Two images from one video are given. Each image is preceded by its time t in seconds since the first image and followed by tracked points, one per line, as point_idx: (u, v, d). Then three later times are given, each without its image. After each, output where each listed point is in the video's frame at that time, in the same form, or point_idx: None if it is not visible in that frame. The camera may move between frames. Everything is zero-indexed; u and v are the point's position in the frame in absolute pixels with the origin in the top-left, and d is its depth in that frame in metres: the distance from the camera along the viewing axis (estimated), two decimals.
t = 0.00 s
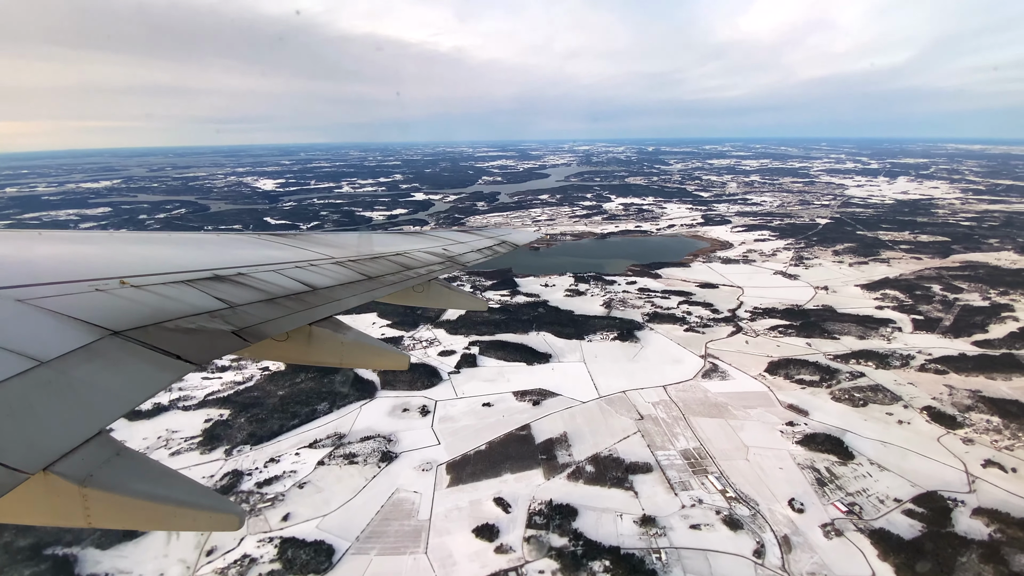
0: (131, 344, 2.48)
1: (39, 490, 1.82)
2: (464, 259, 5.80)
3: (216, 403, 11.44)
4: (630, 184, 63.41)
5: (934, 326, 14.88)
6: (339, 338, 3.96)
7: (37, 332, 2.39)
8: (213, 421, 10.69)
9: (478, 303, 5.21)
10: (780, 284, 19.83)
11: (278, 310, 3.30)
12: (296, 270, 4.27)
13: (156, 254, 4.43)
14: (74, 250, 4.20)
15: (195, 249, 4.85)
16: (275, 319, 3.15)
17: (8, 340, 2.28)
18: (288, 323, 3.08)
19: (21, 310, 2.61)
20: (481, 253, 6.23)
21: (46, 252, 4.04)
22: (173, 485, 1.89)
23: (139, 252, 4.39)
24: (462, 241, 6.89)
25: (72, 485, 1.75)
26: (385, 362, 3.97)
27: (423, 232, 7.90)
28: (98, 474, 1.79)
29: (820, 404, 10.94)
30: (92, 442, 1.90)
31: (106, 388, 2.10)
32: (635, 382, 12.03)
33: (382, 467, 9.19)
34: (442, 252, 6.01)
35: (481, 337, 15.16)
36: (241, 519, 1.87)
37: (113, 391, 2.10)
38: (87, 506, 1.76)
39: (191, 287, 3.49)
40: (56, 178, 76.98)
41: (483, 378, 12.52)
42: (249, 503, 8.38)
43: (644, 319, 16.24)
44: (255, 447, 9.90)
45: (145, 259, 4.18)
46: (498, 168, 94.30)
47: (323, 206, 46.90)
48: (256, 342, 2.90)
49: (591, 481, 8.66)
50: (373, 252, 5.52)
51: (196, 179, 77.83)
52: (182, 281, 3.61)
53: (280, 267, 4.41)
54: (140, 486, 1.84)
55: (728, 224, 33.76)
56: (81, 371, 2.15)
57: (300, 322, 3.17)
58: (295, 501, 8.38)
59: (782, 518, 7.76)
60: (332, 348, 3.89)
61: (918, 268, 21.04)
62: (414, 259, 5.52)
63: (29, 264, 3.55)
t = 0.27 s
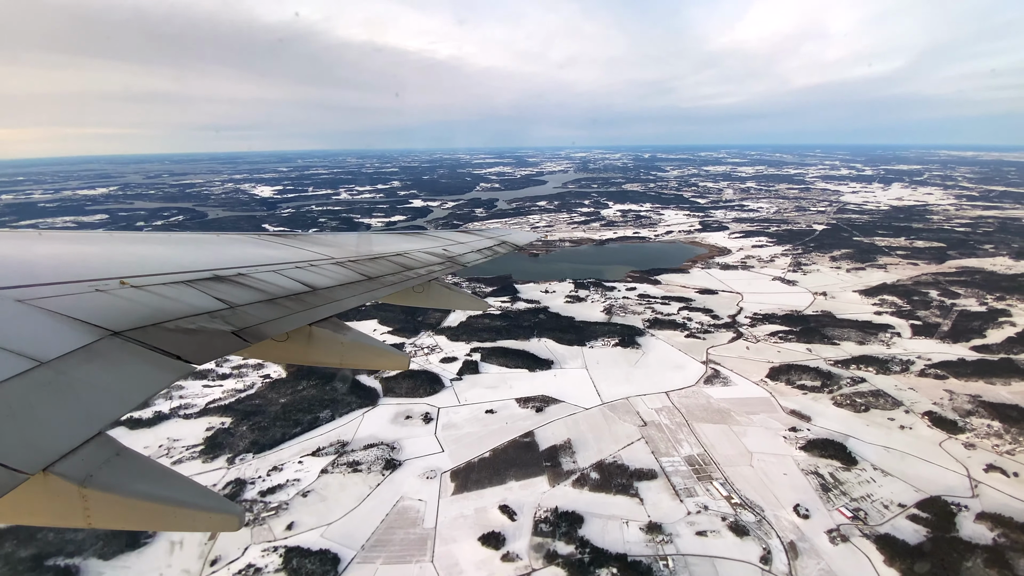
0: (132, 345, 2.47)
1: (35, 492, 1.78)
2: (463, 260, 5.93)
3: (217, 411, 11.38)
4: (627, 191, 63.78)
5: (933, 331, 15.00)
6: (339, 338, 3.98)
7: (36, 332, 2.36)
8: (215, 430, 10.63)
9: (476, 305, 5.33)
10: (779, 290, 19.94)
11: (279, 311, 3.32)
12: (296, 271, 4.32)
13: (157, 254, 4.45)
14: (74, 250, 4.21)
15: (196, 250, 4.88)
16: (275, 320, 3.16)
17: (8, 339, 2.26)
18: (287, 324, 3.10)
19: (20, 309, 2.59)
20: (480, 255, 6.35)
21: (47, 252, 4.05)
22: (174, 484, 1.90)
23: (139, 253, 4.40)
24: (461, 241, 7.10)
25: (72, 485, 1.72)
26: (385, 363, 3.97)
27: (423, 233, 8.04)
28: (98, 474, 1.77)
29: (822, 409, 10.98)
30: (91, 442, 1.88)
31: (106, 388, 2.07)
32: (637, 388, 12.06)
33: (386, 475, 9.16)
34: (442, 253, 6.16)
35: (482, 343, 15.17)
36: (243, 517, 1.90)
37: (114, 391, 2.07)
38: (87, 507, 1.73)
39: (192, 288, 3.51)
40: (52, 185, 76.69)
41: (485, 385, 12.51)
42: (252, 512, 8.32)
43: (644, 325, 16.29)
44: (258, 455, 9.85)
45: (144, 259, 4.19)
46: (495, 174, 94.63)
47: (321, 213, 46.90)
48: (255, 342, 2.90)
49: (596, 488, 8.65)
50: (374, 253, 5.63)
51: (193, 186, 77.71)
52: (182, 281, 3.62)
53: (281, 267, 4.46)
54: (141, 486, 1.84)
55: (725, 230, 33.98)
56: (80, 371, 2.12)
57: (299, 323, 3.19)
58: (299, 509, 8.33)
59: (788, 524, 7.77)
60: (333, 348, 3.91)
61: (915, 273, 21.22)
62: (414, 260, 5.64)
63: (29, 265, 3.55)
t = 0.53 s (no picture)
0: (132, 345, 2.45)
1: (33, 493, 1.77)
2: (462, 260, 6.02)
3: (219, 419, 11.32)
4: (625, 197, 64.04)
5: (931, 337, 15.11)
6: (340, 339, 4.02)
7: (35, 331, 2.35)
8: (216, 438, 10.57)
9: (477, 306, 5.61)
10: (778, 296, 20.06)
11: (279, 311, 3.34)
12: (296, 271, 4.35)
13: (156, 254, 4.46)
14: (72, 250, 4.20)
15: (195, 250, 4.90)
16: (275, 321, 3.17)
17: (5, 338, 2.23)
18: (286, 324, 3.11)
19: (19, 310, 2.58)
20: (479, 255, 6.44)
21: (46, 252, 4.06)
22: (175, 484, 1.92)
23: (138, 253, 4.41)
24: (460, 241, 7.21)
25: (71, 486, 1.72)
26: (385, 364, 4.00)
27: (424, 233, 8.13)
28: (98, 474, 1.77)
29: (824, 415, 11.02)
30: (92, 443, 1.87)
31: (106, 388, 2.05)
32: (640, 394, 12.07)
33: (390, 483, 9.12)
34: (442, 253, 6.24)
35: (484, 350, 15.17)
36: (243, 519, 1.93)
37: (114, 391, 2.06)
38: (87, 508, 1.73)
39: (191, 288, 3.52)
40: (47, 192, 76.22)
41: (488, 392, 12.49)
42: (256, 521, 8.26)
43: (645, 331, 16.34)
44: (260, 464, 9.79)
45: (143, 259, 4.19)
46: (492, 181, 94.99)
47: (319, 220, 46.82)
48: (256, 343, 2.91)
49: (601, 495, 8.64)
50: (374, 254, 5.68)
51: (190, 194, 77.41)
52: (181, 282, 3.63)
53: (281, 267, 4.50)
54: (140, 486, 1.85)
55: (723, 237, 34.17)
56: (80, 371, 2.10)
57: (298, 323, 3.20)
58: (303, 518, 8.28)
59: (794, 530, 7.78)
60: (334, 348, 3.93)
61: (912, 279, 21.41)
62: (414, 260, 5.70)
63: (29, 264, 3.55)
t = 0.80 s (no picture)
0: (132, 345, 2.49)
1: (37, 494, 1.79)
2: (462, 261, 6.10)
3: (221, 428, 11.26)
4: (622, 204, 64.21)
5: (931, 342, 15.20)
6: (340, 338, 4.06)
7: (36, 331, 2.38)
8: (218, 447, 10.51)
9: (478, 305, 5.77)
10: (777, 302, 20.14)
11: (278, 311, 3.36)
12: (297, 271, 4.39)
13: (157, 254, 4.48)
14: (73, 250, 4.22)
15: (196, 250, 4.93)
16: (275, 321, 3.20)
17: (6, 339, 2.27)
18: (286, 324, 3.13)
19: (21, 310, 2.60)
20: (480, 256, 6.53)
21: (47, 251, 4.07)
22: (174, 485, 1.93)
23: (139, 254, 4.43)
24: (460, 241, 7.32)
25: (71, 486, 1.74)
26: (385, 366, 4.04)
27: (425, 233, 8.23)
28: (98, 474, 1.79)
29: (826, 421, 11.06)
30: (91, 443, 1.90)
31: (105, 388, 2.08)
32: (643, 401, 12.07)
33: (394, 491, 9.08)
34: (442, 253, 6.32)
35: (485, 357, 15.15)
36: (241, 519, 1.92)
37: (113, 391, 2.09)
38: (86, 507, 1.75)
39: (191, 288, 3.54)
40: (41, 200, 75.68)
41: (490, 399, 12.47)
42: (260, 530, 8.21)
43: (647, 338, 16.36)
44: (263, 472, 9.75)
45: (144, 260, 4.21)
46: (490, 188, 95.20)
47: (318, 228, 46.73)
48: (255, 343, 2.93)
49: (606, 502, 8.63)
50: (375, 254, 5.74)
51: (187, 201, 77.03)
52: (181, 282, 3.65)
53: (281, 267, 4.54)
54: (139, 487, 1.86)
55: (721, 243, 34.32)
56: (80, 372, 2.13)
57: (298, 323, 3.23)
58: (308, 527, 8.23)
59: (799, 537, 7.79)
60: (334, 348, 3.96)
61: (910, 285, 21.55)
62: (414, 260, 5.75)
63: (29, 264, 3.57)
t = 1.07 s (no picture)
0: (133, 345, 2.42)
1: (36, 493, 1.76)
2: (462, 261, 6.16)
3: (223, 436, 11.20)
4: (620, 210, 64.57)
5: (930, 348, 15.30)
6: (339, 338, 4.07)
7: (35, 332, 2.30)
8: (220, 455, 10.45)
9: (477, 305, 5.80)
10: (777, 308, 20.24)
11: (279, 311, 3.33)
12: (296, 271, 4.39)
13: (157, 255, 4.43)
14: (72, 250, 4.17)
15: (196, 251, 4.91)
16: (275, 321, 3.16)
17: (4, 339, 2.19)
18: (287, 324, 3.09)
19: (19, 310, 2.53)
20: (480, 256, 6.61)
21: (47, 252, 4.04)
22: (175, 485, 1.91)
23: (139, 254, 4.39)
24: (460, 241, 7.41)
25: (72, 485, 1.70)
26: (384, 365, 4.06)
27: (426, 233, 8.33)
28: (98, 474, 1.76)
29: (829, 427, 11.08)
30: (91, 443, 1.86)
31: (106, 388, 2.03)
32: (646, 408, 12.07)
33: (399, 499, 9.04)
34: (443, 254, 6.39)
35: (487, 363, 15.15)
36: (243, 520, 1.93)
37: (116, 391, 2.04)
38: (86, 507, 1.71)
39: (191, 288, 3.48)
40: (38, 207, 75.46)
41: (493, 406, 12.44)
42: (264, 539, 8.16)
43: (648, 344, 16.41)
44: (266, 481, 9.69)
45: (144, 260, 4.16)
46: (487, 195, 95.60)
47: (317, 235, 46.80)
48: (256, 343, 2.88)
49: (612, 510, 8.62)
50: (375, 254, 5.78)
51: (184, 208, 76.96)
52: (181, 283, 3.59)
53: (281, 267, 4.54)
54: (140, 487, 1.83)
55: (719, 250, 34.53)
56: (81, 371, 2.08)
57: (298, 323, 3.20)
58: (312, 536, 8.19)
59: (806, 543, 7.80)
60: (333, 347, 3.97)
61: (907, 290, 21.72)
62: (414, 261, 5.79)
63: (29, 265, 3.53)
